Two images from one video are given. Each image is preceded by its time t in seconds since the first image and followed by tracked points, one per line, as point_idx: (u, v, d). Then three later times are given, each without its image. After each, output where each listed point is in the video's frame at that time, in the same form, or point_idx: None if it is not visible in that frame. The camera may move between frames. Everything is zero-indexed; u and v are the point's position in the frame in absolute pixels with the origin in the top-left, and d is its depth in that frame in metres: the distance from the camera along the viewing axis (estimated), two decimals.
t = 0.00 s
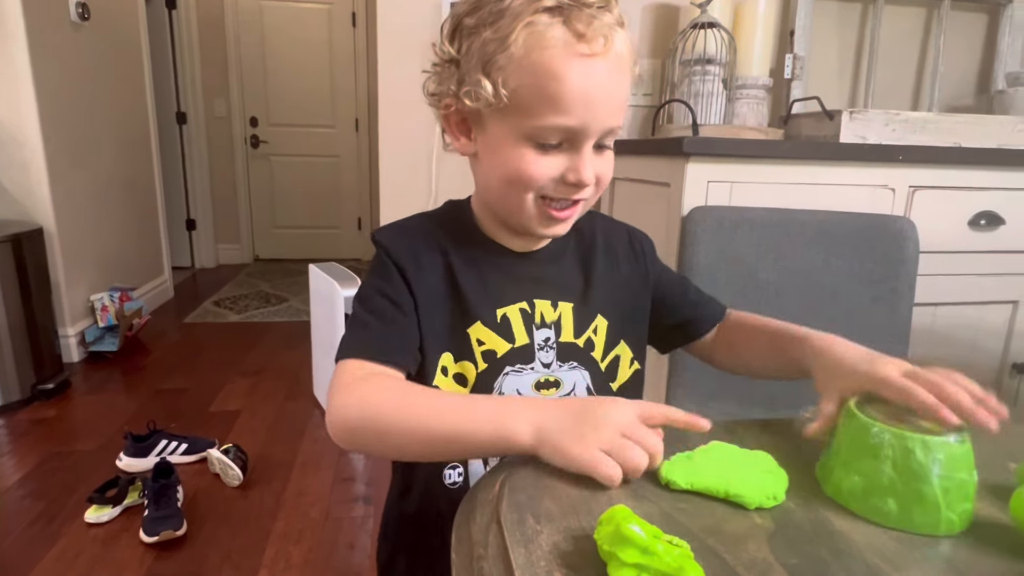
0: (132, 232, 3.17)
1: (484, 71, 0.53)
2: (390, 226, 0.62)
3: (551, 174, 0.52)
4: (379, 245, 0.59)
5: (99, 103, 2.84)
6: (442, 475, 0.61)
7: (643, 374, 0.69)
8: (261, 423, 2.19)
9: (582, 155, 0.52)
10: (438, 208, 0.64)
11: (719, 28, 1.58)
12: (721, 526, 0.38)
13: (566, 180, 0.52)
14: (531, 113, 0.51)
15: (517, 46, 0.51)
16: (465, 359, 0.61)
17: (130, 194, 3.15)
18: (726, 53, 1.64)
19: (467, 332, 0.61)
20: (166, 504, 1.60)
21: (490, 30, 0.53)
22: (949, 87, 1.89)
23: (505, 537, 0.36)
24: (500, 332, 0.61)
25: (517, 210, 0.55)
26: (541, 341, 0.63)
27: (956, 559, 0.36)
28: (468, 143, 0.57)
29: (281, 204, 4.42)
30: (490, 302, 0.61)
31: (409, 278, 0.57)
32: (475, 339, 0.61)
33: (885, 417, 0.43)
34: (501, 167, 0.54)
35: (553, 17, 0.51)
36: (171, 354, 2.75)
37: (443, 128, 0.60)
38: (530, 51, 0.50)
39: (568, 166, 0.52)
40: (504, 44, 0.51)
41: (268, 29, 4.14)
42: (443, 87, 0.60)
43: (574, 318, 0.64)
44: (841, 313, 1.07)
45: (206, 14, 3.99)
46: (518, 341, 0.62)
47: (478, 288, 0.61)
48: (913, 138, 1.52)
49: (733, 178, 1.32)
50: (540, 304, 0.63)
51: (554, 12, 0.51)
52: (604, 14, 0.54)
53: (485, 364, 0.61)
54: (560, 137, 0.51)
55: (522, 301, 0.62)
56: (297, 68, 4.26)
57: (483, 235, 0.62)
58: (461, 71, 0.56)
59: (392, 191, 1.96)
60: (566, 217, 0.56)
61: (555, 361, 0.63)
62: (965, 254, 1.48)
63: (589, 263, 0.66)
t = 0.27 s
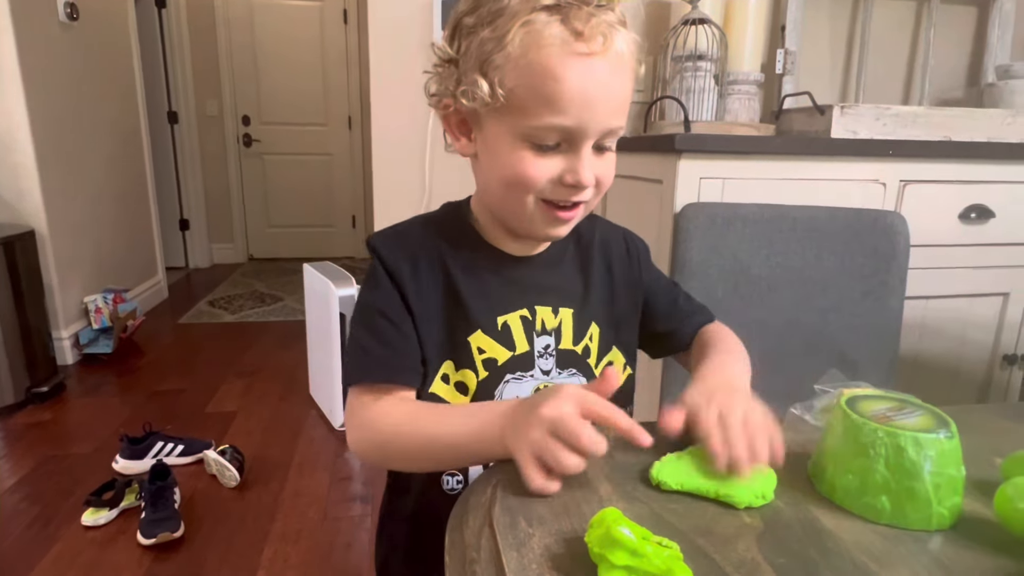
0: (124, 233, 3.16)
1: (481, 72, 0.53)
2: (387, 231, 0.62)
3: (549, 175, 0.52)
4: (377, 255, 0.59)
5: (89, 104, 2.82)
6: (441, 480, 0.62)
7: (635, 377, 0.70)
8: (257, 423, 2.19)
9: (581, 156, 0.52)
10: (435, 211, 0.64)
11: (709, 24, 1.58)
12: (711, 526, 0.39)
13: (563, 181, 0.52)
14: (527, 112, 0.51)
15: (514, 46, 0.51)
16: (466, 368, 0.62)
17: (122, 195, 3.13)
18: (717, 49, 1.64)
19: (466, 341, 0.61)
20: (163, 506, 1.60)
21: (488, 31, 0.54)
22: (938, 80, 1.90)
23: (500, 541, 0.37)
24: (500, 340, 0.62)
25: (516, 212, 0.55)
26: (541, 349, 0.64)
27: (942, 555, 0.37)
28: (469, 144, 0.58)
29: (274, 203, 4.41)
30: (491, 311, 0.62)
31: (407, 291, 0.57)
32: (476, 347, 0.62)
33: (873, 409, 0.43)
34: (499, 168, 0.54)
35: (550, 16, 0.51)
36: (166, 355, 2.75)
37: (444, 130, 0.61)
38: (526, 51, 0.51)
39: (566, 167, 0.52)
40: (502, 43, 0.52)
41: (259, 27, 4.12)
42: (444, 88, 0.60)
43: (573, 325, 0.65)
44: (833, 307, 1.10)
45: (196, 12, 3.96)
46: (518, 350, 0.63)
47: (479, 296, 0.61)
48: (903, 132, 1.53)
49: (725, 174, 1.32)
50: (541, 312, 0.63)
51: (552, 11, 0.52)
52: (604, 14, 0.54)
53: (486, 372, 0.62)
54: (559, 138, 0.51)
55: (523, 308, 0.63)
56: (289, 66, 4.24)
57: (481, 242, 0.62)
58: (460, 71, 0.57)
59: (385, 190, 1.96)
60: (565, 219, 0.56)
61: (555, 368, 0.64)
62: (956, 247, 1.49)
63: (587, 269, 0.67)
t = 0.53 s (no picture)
0: (115, 232, 3.14)
1: (435, 65, 0.55)
2: (367, 236, 0.63)
3: (504, 162, 0.52)
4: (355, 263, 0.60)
5: (76, 102, 2.80)
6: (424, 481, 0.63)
7: (622, 375, 0.70)
8: (252, 422, 2.19)
9: (536, 140, 0.52)
10: (413, 215, 0.65)
11: (698, 18, 1.58)
12: (697, 523, 0.39)
13: (521, 168, 0.52)
14: (478, 99, 0.52)
15: (463, 35, 0.53)
16: (444, 371, 0.62)
17: (112, 194, 3.11)
18: (707, 43, 1.64)
19: (444, 346, 0.62)
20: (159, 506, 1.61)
21: (441, 24, 0.55)
22: (927, 71, 1.90)
23: (488, 541, 0.37)
24: (477, 343, 0.62)
25: (481, 204, 0.55)
26: (520, 351, 0.64)
27: (922, 547, 0.38)
28: (435, 140, 0.59)
29: (266, 200, 4.39)
30: (468, 315, 0.62)
31: (384, 301, 0.59)
32: (453, 352, 0.62)
33: (855, 406, 0.44)
34: (460, 160, 0.54)
35: (498, 3, 0.52)
36: (160, 355, 2.74)
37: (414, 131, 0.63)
38: (473, 38, 0.52)
39: (520, 153, 0.52)
40: (451, 34, 0.54)
41: (247, 23, 4.09)
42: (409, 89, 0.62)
43: (552, 327, 0.65)
44: (822, 299, 1.11)
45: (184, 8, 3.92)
46: (496, 353, 0.63)
47: (457, 300, 0.62)
48: (892, 124, 1.53)
49: (715, 168, 1.33)
50: (519, 314, 0.64)
51: None
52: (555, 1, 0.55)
53: (463, 377, 0.63)
54: (511, 123, 0.52)
55: (501, 311, 0.63)
56: (279, 62, 4.21)
57: (462, 245, 0.62)
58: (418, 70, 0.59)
59: (377, 186, 1.95)
60: (530, 208, 0.55)
61: (534, 369, 0.65)
62: (944, 238, 1.50)
63: (569, 268, 0.67)
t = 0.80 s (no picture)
0: (102, 231, 3.11)
1: (409, 56, 0.55)
2: (342, 233, 0.62)
3: (477, 154, 0.52)
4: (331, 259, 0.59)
5: (59, 100, 2.76)
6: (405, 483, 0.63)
7: (600, 376, 0.71)
8: (243, 420, 2.18)
9: (508, 129, 0.51)
10: (392, 212, 0.64)
11: (685, 9, 1.57)
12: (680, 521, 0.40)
13: (494, 159, 0.52)
14: (449, 88, 0.52)
15: (434, 23, 0.53)
16: (421, 373, 0.62)
17: (98, 193, 3.08)
18: (693, 34, 1.63)
19: (422, 348, 0.62)
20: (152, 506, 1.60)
21: (415, 15, 0.55)
22: (913, 60, 1.91)
23: (471, 544, 0.37)
24: (456, 346, 0.62)
25: (459, 198, 0.55)
26: (500, 353, 0.64)
27: (902, 542, 0.38)
28: (415, 134, 0.59)
29: (254, 197, 4.36)
30: (446, 317, 0.62)
31: (360, 298, 0.58)
32: (431, 355, 0.62)
33: (837, 401, 0.44)
34: (436, 153, 0.54)
35: None
36: (150, 354, 2.72)
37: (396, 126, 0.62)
38: (444, 26, 0.52)
39: (493, 145, 0.51)
40: (423, 23, 0.54)
41: (232, 17, 4.04)
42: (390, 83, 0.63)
43: (531, 329, 0.65)
44: (809, 290, 1.11)
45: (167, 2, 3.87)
46: (475, 356, 0.63)
47: (435, 302, 0.62)
48: (879, 113, 1.54)
49: (702, 160, 1.33)
50: (499, 316, 0.64)
51: None
52: None
53: (441, 379, 0.63)
54: (482, 111, 0.51)
55: (481, 313, 0.63)
56: (265, 57, 4.17)
57: (443, 246, 0.62)
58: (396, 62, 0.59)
59: (365, 182, 1.94)
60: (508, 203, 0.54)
61: (513, 372, 0.65)
62: (930, 226, 1.51)
63: (547, 270, 0.67)
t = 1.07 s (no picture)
0: (87, 229, 3.07)
1: (399, 68, 0.54)
2: (339, 220, 0.62)
3: (474, 170, 0.52)
4: (328, 244, 0.59)
5: (39, 97, 2.71)
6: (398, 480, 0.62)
7: (595, 369, 0.70)
8: (235, 417, 2.17)
9: (505, 150, 0.51)
10: (387, 201, 0.64)
11: None
12: (666, 515, 0.40)
13: (491, 177, 0.52)
14: (444, 107, 0.51)
15: (427, 37, 0.51)
16: (417, 362, 0.62)
17: (82, 191, 3.04)
18: (680, 24, 1.63)
19: (419, 336, 0.62)
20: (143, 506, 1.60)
21: (404, 22, 0.53)
22: (898, 47, 1.92)
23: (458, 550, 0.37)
24: (451, 335, 0.62)
25: (454, 208, 0.56)
26: (494, 343, 0.64)
27: (887, 533, 0.38)
28: (404, 139, 0.58)
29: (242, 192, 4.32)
30: (441, 305, 0.62)
31: (359, 281, 0.57)
32: (427, 343, 0.62)
33: (821, 392, 0.45)
34: (431, 164, 0.54)
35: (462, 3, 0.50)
36: (139, 353, 2.70)
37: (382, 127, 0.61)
38: (438, 43, 0.50)
39: (491, 163, 0.52)
40: (415, 37, 0.52)
41: (215, 11, 3.98)
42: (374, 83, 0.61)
43: (525, 320, 0.65)
44: (797, 279, 1.12)
45: None
46: (470, 345, 0.63)
47: (432, 291, 0.61)
48: (865, 102, 1.54)
49: (689, 151, 1.33)
50: (492, 306, 0.64)
51: None
52: None
53: (436, 368, 0.62)
54: (479, 131, 0.51)
55: (475, 303, 0.63)
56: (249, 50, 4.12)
57: (437, 237, 0.62)
58: (382, 66, 0.57)
59: (353, 176, 1.92)
60: (504, 213, 0.56)
61: (507, 362, 0.65)
62: (916, 214, 1.52)
63: (540, 260, 0.67)
